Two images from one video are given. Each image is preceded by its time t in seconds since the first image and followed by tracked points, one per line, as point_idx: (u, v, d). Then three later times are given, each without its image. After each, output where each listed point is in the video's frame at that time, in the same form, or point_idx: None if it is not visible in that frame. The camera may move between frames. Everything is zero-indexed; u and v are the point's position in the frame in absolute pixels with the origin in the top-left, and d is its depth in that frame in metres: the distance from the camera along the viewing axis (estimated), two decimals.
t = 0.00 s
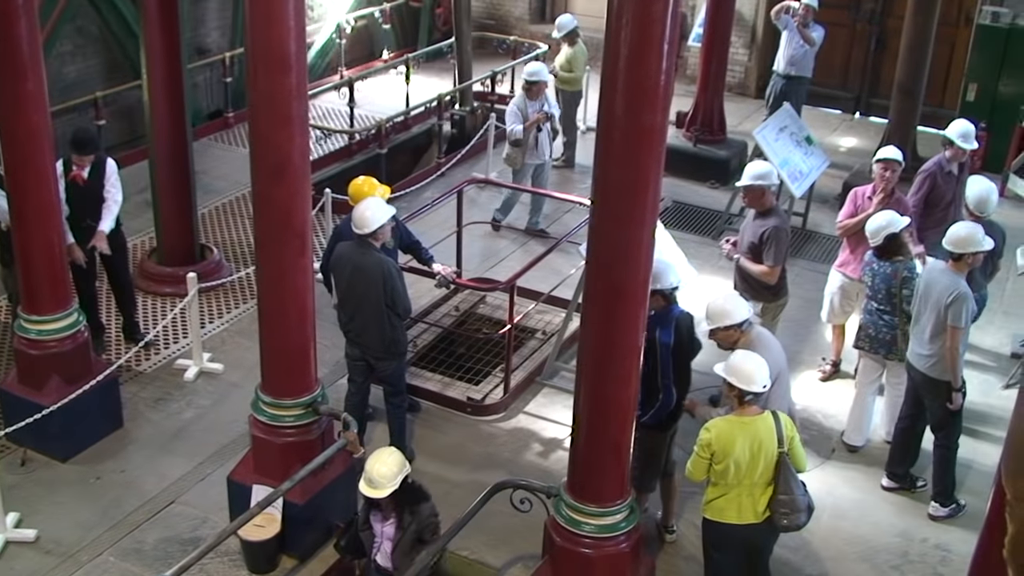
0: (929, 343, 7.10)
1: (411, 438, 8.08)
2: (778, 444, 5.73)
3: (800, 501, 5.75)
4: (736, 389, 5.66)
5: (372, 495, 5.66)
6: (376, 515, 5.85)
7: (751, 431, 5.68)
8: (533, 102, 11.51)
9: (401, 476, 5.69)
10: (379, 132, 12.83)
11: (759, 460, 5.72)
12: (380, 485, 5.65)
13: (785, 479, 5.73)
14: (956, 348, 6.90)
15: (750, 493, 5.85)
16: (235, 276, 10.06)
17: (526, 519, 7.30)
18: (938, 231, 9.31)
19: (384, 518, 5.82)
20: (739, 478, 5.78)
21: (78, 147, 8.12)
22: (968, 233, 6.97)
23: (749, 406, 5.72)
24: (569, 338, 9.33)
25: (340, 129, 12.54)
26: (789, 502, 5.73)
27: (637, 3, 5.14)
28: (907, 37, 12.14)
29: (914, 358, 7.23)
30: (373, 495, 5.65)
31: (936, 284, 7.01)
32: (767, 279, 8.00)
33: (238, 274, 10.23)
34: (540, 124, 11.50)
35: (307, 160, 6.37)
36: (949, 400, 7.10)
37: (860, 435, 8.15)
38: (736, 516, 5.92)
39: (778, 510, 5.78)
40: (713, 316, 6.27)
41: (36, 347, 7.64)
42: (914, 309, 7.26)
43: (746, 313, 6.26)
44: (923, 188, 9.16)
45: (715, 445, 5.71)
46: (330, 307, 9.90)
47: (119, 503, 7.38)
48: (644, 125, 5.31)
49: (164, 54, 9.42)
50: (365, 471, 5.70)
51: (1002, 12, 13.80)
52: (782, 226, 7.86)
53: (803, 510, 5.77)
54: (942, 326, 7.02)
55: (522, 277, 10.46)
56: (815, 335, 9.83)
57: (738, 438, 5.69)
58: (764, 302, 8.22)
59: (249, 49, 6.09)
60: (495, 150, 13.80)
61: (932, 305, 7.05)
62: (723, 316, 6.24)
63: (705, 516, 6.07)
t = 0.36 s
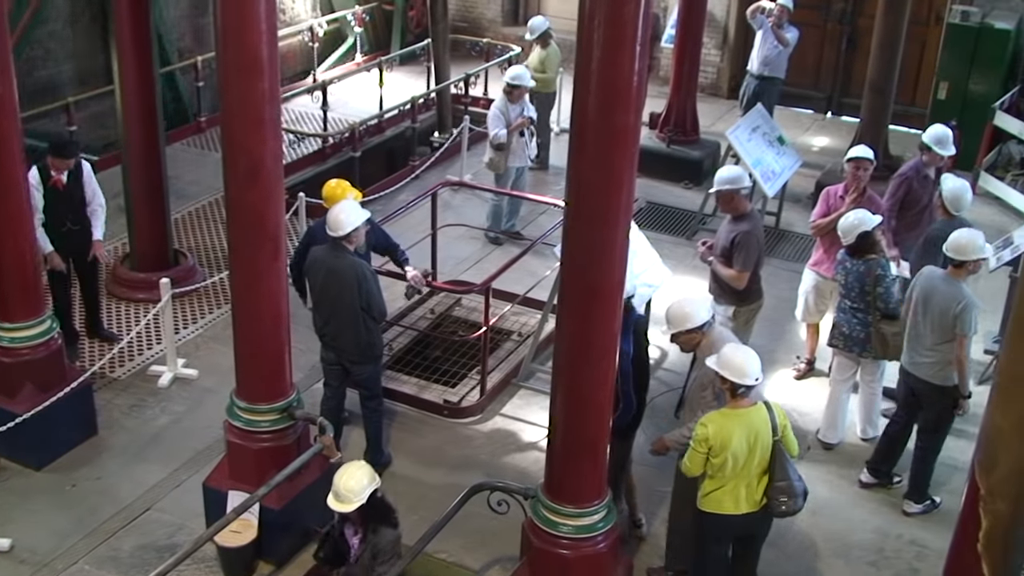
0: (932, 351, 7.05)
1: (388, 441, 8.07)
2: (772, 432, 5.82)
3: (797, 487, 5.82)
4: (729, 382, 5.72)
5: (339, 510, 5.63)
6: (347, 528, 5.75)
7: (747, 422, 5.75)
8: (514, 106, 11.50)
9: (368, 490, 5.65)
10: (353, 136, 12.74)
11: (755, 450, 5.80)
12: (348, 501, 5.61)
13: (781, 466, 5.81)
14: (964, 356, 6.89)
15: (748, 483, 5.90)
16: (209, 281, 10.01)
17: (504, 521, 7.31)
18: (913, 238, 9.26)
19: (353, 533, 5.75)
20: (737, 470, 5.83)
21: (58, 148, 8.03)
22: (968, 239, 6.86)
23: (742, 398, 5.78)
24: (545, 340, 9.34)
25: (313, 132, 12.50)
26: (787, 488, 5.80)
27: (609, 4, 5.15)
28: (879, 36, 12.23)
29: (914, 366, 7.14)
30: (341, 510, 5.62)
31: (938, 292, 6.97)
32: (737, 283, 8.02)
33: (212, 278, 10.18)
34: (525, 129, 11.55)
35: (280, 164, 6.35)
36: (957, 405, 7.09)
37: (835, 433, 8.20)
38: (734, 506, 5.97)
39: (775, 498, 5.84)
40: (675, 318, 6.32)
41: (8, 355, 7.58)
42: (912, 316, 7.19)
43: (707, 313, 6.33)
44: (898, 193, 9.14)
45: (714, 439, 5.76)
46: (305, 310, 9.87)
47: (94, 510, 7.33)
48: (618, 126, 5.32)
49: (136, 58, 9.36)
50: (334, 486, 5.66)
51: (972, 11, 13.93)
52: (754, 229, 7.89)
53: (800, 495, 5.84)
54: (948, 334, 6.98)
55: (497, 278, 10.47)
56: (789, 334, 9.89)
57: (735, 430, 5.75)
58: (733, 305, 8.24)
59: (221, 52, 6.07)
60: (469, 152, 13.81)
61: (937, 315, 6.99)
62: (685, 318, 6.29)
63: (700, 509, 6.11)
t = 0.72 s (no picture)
0: (915, 353, 7.04)
1: (360, 444, 8.05)
2: (758, 423, 5.88)
3: (784, 475, 5.89)
4: (716, 378, 5.74)
5: (311, 537, 5.53)
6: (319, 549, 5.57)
7: (735, 415, 5.79)
8: (480, 109, 11.54)
9: (339, 515, 5.56)
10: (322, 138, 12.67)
11: (743, 442, 5.84)
12: (319, 527, 5.51)
13: (768, 455, 5.88)
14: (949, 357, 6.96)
15: (737, 476, 5.93)
16: (177, 285, 9.96)
17: (477, 522, 7.30)
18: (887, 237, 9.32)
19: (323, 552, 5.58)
20: (727, 464, 5.86)
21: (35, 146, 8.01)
22: (949, 240, 6.86)
23: (727, 393, 5.82)
24: (516, 340, 9.35)
25: (282, 135, 12.44)
26: (775, 476, 5.86)
27: (577, 5, 5.16)
28: (846, 35, 12.31)
29: (896, 368, 7.11)
30: (312, 536, 5.52)
31: (922, 296, 6.96)
32: (707, 284, 8.07)
33: (181, 282, 10.12)
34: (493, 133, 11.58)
35: (249, 166, 6.32)
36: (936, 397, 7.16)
37: (805, 429, 8.26)
38: (724, 499, 5.98)
39: (764, 487, 5.89)
40: (634, 318, 6.29)
41: None
42: (892, 320, 7.14)
43: (665, 313, 6.29)
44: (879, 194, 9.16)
45: (706, 436, 5.76)
46: (275, 313, 9.84)
47: (63, 517, 7.27)
48: (587, 127, 5.33)
49: (103, 60, 9.29)
50: (304, 512, 5.57)
51: (938, 9, 14.05)
52: (720, 230, 7.90)
53: (787, 482, 5.91)
54: (933, 335, 6.98)
55: (468, 280, 10.47)
56: (759, 331, 9.95)
57: (725, 424, 5.77)
58: (702, 305, 8.29)
59: (187, 55, 6.03)
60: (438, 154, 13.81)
61: (921, 317, 6.98)
62: (644, 318, 6.26)
63: (687, 504, 6.10)
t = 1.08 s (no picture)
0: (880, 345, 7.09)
1: (330, 447, 8.02)
2: (732, 418, 5.93)
3: (759, 466, 5.95)
4: (690, 377, 5.77)
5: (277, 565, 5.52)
6: None
7: (711, 412, 5.83)
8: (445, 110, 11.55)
9: (306, 543, 5.57)
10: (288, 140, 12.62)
11: (719, 437, 5.89)
12: (285, 555, 5.51)
13: (743, 448, 5.93)
14: (912, 347, 7.03)
15: (715, 470, 5.96)
16: (144, 290, 9.89)
17: (449, 523, 7.30)
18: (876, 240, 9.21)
19: None
20: (705, 460, 5.89)
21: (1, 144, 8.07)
22: (906, 232, 6.94)
23: (699, 391, 5.86)
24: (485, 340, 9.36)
25: (249, 137, 12.39)
26: (751, 467, 5.90)
27: (542, 5, 5.17)
28: (809, 32, 12.38)
29: (863, 361, 7.13)
30: (279, 564, 5.51)
31: (884, 290, 7.01)
32: (678, 282, 8.07)
33: (148, 287, 10.06)
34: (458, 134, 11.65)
35: (214, 170, 6.29)
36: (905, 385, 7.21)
37: (774, 424, 8.31)
38: (703, 494, 6.00)
39: (741, 479, 5.94)
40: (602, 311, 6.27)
41: None
42: (855, 316, 7.20)
43: (631, 306, 6.27)
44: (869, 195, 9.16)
45: (686, 437, 5.78)
46: (244, 317, 9.80)
47: (32, 525, 7.21)
48: (553, 127, 5.35)
49: (66, 64, 9.21)
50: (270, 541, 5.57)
51: (900, 6, 14.17)
52: (691, 228, 7.96)
53: (761, 473, 5.97)
54: (898, 327, 7.04)
55: (438, 280, 10.47)
56: (727, 328, 10.00)
57: (703, 421, 5.80)
58: (672, 300, 8.31)
59: (150, 58, 5.99)
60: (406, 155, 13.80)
61: (886, 310, 7.03)
62: (611, 309, 6.24)
63: (664, 501, 6.11)
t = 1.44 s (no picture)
0: (843, 338, 7.15)
1: (301, 449, 7.99)
2: (696, 418, 5.95)
3: (725, 465, 5.96)
4: (650, 380, 5.79)
5: None
6: None
7: (672, 413, 5.85)
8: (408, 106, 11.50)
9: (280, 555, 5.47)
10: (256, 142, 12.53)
11: (682, 437, 5.92)
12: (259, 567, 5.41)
13: (707, 447, 5.95)
14: (876, 336, 7.10)
15: (679, 469, 5.99)
16: (112, 294, 9.81)
17: (421, 523, 7.28)
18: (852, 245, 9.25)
19: None
20: (667, 460, 5.92)
21: None
22: (861, 224, 6.99)
23: (662, 392, 5.88)
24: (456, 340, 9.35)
25: (216, 139, 12.32)
26: (716, 467, 5.93)
27: (509, 4, 5.17)
28: (775, 30, 12.45)
29: (828, 354, 7.18)
30: None
31: (844, 284, 7.06)
32: (648, 279, 8.11)
33: (116, 291, 9.98)
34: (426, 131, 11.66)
35: (181, 172, 6.25)
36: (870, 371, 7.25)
37: (744, 420, 8.35)
38: (668, 493, 6.03)
39: (706, 477, 5.95)
40: (565, 306, 6.31)
41: None
42: (816, 310, 7.22)
43: (596, 300, 6.31)
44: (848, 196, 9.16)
45: (644, 436, 5.83)
46: (213, 321, 9.74)
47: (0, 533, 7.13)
48: (522, 126, 5.34)
49: (30, 66, 9.12)
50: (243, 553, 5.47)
51: (865, 3, 14.27)
52: (660, 226, 7.99)
53: (727, 472, 5.99)
54: (858, 317, 7.11)
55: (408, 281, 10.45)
56: (697, 325, 10.05)
57: (662, 423, 5.84)
58: (643, 298, 8.33)
59: (115, 59, 5.95)
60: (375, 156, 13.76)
61: (847, 303, 7.08)
62: (575, 305, 6.28)
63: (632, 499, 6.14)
